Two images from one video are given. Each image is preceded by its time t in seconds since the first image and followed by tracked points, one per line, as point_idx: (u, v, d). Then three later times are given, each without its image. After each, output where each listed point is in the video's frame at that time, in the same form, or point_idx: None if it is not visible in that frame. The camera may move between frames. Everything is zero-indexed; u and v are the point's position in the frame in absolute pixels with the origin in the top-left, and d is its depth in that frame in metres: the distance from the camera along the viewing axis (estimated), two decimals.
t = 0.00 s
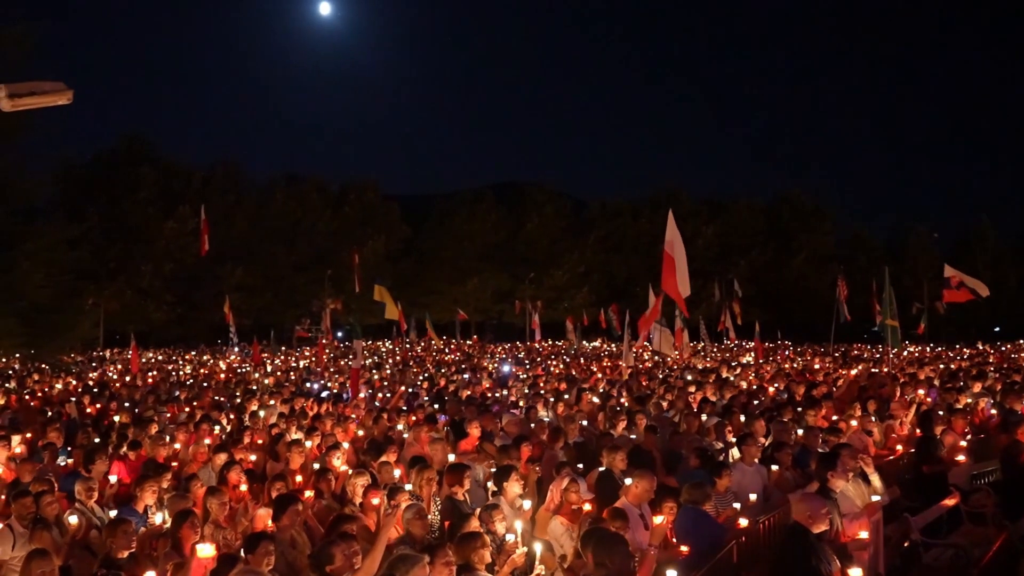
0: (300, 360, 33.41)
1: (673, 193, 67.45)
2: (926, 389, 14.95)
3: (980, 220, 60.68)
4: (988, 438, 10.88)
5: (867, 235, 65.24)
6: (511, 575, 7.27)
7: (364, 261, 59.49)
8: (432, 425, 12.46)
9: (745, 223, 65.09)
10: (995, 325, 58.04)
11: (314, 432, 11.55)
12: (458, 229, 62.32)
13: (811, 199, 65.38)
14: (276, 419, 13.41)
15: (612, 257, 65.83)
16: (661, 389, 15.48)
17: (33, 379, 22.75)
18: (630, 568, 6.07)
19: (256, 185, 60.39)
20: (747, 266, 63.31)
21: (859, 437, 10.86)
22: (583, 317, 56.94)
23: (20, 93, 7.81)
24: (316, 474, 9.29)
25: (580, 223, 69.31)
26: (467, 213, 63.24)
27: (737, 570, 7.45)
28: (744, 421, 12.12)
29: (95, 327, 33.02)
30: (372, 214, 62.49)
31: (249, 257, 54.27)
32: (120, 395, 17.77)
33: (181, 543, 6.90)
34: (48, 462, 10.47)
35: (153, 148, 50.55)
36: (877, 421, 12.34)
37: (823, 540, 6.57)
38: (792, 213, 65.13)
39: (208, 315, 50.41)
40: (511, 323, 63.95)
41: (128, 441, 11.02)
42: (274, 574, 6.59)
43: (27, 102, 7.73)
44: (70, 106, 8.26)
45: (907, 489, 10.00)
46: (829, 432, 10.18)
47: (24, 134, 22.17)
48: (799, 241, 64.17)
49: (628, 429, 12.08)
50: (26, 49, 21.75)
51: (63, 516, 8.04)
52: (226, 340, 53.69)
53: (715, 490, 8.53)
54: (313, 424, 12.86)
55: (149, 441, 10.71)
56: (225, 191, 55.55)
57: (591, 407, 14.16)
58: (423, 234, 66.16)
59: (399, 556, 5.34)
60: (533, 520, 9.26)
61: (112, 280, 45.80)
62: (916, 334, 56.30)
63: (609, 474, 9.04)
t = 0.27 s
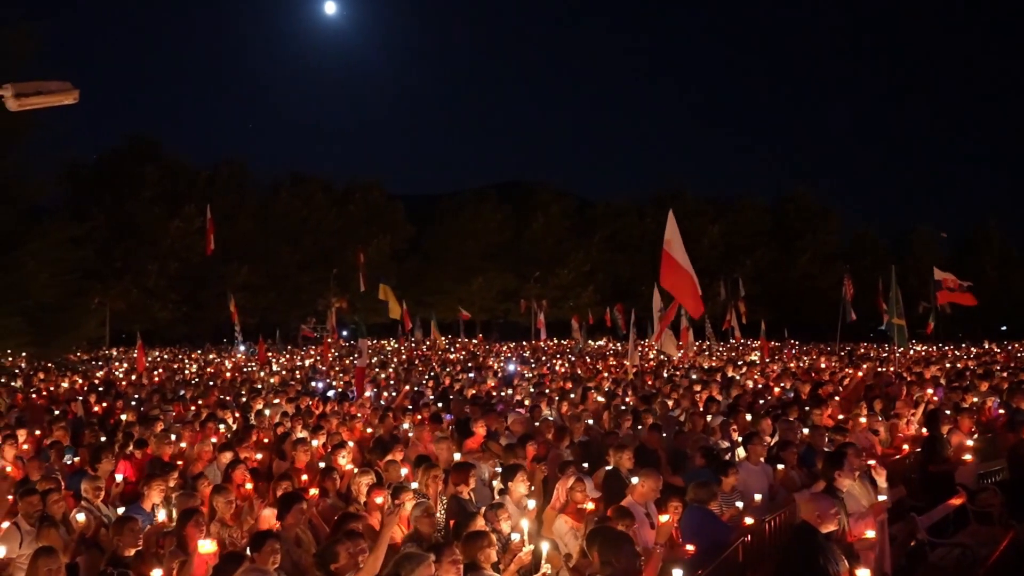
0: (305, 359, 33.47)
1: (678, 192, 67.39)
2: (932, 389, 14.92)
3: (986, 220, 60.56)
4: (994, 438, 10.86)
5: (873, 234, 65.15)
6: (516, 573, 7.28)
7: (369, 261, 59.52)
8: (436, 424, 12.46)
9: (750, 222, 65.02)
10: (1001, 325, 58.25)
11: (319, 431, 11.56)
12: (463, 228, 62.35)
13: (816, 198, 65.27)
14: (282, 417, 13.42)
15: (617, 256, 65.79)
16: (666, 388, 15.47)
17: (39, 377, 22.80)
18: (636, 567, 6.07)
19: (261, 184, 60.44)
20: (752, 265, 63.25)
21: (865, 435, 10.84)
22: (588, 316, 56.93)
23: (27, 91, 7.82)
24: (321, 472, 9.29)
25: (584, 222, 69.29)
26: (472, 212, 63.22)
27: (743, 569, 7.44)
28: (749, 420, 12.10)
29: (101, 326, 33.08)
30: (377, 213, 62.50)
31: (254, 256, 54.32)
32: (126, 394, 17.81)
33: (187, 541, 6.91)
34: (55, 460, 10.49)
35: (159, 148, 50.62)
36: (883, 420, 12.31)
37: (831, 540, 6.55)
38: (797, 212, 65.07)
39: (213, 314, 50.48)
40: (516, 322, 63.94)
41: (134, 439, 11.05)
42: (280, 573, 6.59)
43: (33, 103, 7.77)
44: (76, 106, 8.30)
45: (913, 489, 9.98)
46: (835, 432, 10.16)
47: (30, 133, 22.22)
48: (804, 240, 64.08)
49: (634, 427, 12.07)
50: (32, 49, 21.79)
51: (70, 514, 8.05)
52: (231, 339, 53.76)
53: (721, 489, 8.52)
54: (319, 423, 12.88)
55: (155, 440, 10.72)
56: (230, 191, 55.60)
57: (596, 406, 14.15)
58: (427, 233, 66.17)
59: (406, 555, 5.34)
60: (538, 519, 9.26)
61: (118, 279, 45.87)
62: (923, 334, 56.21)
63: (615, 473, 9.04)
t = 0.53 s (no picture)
0: (311, 358, 33.50)
1: (683, 191, 67.33)
2: (939, 388, 14.89)
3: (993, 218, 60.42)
4: (1001, 437, 10.82)
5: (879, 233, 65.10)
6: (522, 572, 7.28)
7: (374, 260, 59.55)
8: (442, 423, 12.46)
9: (756, 220, 64.99)
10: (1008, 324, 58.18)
11: (324, 430, 11.57)
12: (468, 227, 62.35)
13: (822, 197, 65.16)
14: (287, 416, 13.42)
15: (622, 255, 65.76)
16: (672, 387, 15.45)
17: (44, 377, 22.85)
18: (642, 566, 6.06)
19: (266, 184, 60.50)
20: (758, 264, 63.18)
21: (872, 434, 10.83)
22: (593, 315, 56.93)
23: (33, 91, 7.83)
24: (327, 471, 9.30)
25: (589, 220, 69.26)
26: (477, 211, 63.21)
27: (749, 568, 7.43)
28: (756, 419, 12.07)
29: (106, 325, 33.14)
30: (382, 212, 62.51)
31: (259, 255, 54.37)
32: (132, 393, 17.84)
33: (192, 540, 6.91)
34: (61, 459, 10.50)
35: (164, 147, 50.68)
36: (889, 419, 12.29)
37: (838, 540, 6.54)
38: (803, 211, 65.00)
39: (218, 314, 50.55)
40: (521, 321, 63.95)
41: (141, 438, 11.05)
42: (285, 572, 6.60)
43: (38, 102, 7.79)
44: (82, 105, 8.31)
45: (919, 489, 9.96)
46: (841, 431, 10.14)
47: (36, 133, 22.26)
48: (810, 238, 63.99)
49: (639, 427, 12.05)
50: (37, 49, 21.82)
51: (78, 513, 8.07)
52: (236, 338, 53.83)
53: (726, 488, 8.50)
54: (325, 423, 12.87)
55: (160, 439, 10.72)
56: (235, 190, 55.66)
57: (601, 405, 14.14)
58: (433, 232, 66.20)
59: (411, 554, 5.34)
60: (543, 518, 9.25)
61: (124, 278, 45.96)
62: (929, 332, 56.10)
63: (621, 473, 9.04)
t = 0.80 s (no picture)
0: (316, 356, 33.55)
1: (688, 189, 67.28)
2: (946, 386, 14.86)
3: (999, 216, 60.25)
4: (1008, 436, 10.80)
5: (885, 231, 65.01)
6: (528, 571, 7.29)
7: (380, 258, 59.59)
8: (448, 422, 12.47)
9: (761, 219, 64.93)
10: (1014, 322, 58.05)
11: (330, 429, 11.58)
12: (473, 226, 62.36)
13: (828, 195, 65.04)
14: (293, 415, 13.43)
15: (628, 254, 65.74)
16: (678, 386, 15.44)
17: (51, 376, 22.90)
18: (648, 565, 6.06)
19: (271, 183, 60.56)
20: (764, 262, 63.11)
21: (879, 433, 10.81)
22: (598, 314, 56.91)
23: (40, 91, 7.84)
24: (333, 470, 9.30)
25: (595, 219, 69.23)
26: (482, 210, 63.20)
27: (754, 568, 7.43)
28: (762, 418, 12.06)
29: (113, 324, 33.19)
30: (388, 211, 62.54)
31: (265, 255, 54.43)
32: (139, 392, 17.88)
33: (198, 539, 6.92)
34: (67, 458, 10.52)
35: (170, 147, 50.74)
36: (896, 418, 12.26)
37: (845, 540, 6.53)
38: (808, 209, 64.92)
39: (224, 313, 50.63)
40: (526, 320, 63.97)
41: (147, 437, 11.07)
42: (291, 570, 6.61)
43: (44, 102, 7.82)
44: (88, 105, 8.34)
45: (926, 488, 9.94)
46: (847, 430, 10.12)
47: (43, 133, 22.31)
48: (816, 237, 63.90)
49: (645, 426, 12.05)
50: (43, 49, 21.86)
51: (85, 512, 8.09)
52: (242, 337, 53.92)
53: (731, 487, 8.50)
54: (331, 422, 12.88)
55: (166, 438, 10.73)
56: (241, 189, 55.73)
57: (607, 404, 14.14)
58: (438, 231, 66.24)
59: (418, 553, 5.34)
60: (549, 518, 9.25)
61: (130, 277, 46.06)
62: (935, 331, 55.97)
63: (627, 473, 9.05)
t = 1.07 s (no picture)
0: (323, 356, 33.56)
1: (695, 188, 67.20)
2: (953, 386, 14.81)
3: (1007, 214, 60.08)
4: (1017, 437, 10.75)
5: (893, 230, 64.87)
6: (534, 570, 7.30)
7: (386, 258, 59.62)
8: (454, 422, 12.46)
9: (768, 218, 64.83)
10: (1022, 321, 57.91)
11: (337, 428, 11.58)
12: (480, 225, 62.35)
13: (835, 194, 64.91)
14: (300, 415, 13.44)
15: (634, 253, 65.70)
16: (684, 386, 15.41)
17: (59, 375, 22.97)
18: (656, 564, 6.05)
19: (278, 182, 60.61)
20: (770, 261, 63.04)
21: (887, 432, 10.77)
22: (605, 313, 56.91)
23: (47, 92, 7.86)
24: (340, 470, 9.31)
25: (601, 218, 69.20)
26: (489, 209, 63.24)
27: (760, 568, 7.40)
28: (769, 418, 12.04)
29: (121, 324, 33.26)
30: (394, 210, 62.57)
31: (271, 254, 54.49)
32: (146, 391, 17.93)
33: (204, 538, 6.93)
34: (75, 457, 10.53)
35: (176, 146, 50.81)
36: (904, 417, 12.24)
37: (852, 539, 6.51)
38: (815, 208, 64.82)
39: (230, 312, 50.74)
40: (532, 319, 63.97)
41: (153, 436, 11.09)
42: (297, 570, 6.61)
43: (52, 102, 7.85)
44: (96, 105, 8.36)
45: (933, 487, 9.91)
46: (854, 429, 10.10)
47: (50, 133, 22.34)
48: (823, 236, 63.81)
49: (652, 425, 12.04)
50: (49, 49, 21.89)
51: (92, 511, 8.10)
52: (249, 336, 54.01)
53: (738, 487, 8.49)
54: (338, 422, 12.88)
55: (173, 437, 10.74)
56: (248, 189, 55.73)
57: (614, 403, 14.11)
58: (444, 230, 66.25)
59: (424, 552, 5.34)
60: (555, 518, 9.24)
61: (137, 276, 46.18)
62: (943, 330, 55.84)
63: (633, 472, 9.05)
